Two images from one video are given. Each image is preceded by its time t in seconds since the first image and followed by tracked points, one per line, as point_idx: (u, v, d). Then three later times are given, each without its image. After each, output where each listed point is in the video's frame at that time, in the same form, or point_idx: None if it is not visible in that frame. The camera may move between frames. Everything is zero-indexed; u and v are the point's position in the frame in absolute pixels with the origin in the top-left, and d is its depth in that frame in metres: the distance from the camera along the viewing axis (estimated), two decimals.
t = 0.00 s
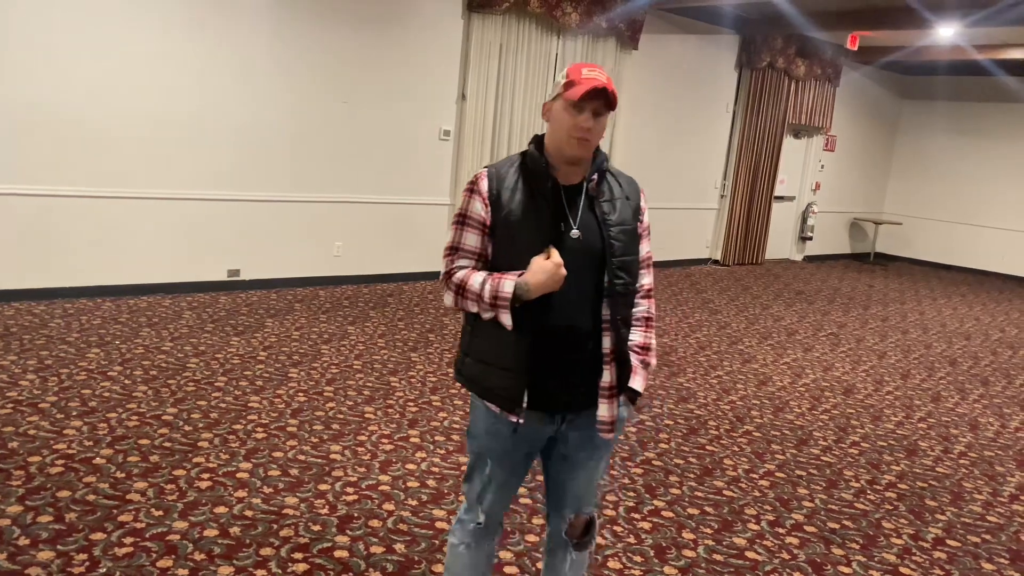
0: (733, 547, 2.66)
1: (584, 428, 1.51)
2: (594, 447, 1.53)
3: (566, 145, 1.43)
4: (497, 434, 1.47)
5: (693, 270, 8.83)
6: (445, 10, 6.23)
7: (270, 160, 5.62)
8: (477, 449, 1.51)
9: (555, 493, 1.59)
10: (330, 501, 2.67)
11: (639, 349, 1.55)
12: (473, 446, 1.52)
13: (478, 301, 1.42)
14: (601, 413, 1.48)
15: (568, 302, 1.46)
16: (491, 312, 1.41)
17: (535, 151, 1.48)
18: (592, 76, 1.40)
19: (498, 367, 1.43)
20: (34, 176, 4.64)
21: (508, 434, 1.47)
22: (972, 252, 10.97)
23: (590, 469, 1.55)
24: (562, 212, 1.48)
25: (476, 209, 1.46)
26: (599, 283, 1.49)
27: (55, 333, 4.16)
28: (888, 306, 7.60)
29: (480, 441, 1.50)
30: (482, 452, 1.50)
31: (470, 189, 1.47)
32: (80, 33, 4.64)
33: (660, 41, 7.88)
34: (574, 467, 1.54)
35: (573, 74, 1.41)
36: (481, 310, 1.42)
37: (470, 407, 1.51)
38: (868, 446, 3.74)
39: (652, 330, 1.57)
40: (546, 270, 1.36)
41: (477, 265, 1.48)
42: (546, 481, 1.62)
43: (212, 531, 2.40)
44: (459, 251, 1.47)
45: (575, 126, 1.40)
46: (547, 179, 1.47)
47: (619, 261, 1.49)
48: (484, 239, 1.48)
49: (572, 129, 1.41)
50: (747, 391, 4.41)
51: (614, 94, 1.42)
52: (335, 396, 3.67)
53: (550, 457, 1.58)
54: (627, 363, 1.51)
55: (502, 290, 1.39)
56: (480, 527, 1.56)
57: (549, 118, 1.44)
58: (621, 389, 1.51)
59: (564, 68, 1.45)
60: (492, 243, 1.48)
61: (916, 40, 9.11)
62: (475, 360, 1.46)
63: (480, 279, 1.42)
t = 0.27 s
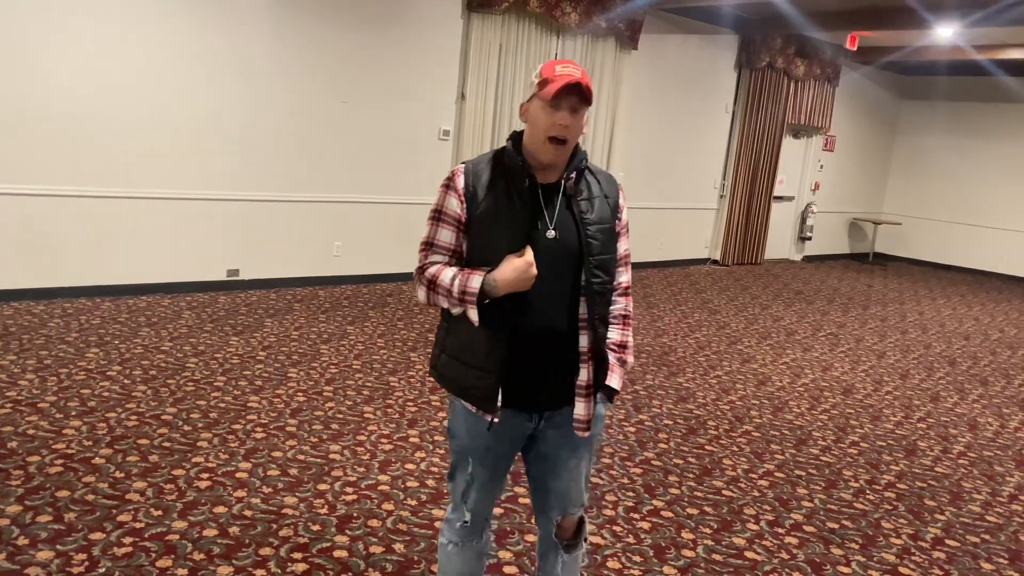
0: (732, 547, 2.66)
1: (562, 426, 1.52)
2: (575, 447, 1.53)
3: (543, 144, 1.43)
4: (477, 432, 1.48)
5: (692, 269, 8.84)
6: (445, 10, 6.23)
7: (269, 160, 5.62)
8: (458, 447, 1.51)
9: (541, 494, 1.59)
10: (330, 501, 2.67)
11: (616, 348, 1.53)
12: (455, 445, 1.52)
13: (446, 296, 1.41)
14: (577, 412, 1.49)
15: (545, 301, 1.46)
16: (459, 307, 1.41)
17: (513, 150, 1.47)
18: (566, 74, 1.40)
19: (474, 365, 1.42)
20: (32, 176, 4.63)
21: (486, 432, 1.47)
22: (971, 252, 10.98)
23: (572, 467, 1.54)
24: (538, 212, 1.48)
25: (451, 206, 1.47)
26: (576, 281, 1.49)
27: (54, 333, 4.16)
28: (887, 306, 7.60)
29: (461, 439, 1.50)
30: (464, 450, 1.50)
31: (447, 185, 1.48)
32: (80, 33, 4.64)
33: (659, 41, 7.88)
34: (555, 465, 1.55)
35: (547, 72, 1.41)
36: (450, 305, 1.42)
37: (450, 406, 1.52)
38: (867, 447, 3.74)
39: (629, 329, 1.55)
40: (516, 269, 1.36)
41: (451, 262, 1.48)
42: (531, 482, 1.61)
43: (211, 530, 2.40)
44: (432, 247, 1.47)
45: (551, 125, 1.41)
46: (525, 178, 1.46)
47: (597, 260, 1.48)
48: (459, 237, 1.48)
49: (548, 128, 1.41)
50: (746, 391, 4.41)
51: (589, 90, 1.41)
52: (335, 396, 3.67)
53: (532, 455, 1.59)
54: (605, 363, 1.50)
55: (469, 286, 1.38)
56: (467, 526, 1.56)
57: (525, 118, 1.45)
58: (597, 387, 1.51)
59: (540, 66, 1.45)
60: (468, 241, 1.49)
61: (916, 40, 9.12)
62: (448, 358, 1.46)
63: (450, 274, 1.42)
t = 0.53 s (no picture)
0: (731, 547, 2.66)
1: (545, 424, 1.52)
2: (565, 445, 1.53)
3: (516, 150, 1.43)
4: (459, 428, 1.48)
5: (691, 269, 8.84)
6: (445, 11, 6.23)
7: (268, 160, 5.61)
8: (442, 443, 1.52)
9: (531, 493, 1.59)
10: (330, 501, 2.67)
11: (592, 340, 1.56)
12: (438, 442, 1.53)
13: (463, 287, 1.39)
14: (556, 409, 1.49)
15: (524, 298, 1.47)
16: (479, 293, 1.39)
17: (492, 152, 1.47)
18: (529, 76, 1.40)
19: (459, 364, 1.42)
20: (31, 176, 4.63)
21: (468, 428, 1.48)
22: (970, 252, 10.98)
23: (558, 465, 1.54)
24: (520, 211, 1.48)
25: (445, 203, 1.45)
26: (558, 279, 1.51)
27: (54, 333, 4.16)
28: (887, 306, 7.61)
29: (444, 435, 1.51)
30: (447, 446, 1.51)
31: (436, 182, 1.45)
32: (79, 33, 4.64)
33: (659, 41, 7.88)
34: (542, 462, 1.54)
35: (510, 77, 1.41)
36: (467, 294, 1.40)
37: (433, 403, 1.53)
38: (867, 446, 3.75)
39: (606, 322, 1.58)
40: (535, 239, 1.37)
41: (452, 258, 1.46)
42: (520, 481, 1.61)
43: (211, 530, 2.40)
44: (432, 245, 1.45)
45: (520, 129, 1.41)
46: (508, 177, 1.47)
47: (578, 259, 1.49)
48: (456, 233, 1.46)
49: (517, 132, 1.41)
50: (746, 391, 4.42)
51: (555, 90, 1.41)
52: (335, 396, 3.67)
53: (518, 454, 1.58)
54: (588, 359, 1.51)
55: (489, 268, 1.37)
56: (455, 522, 1.56)
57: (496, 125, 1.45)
58: (580, 383, 1.51)
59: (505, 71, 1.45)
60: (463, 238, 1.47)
61: (916, 39, 9.11)
62: (434, 358, 1.45)
63: (462, 264, 1.40)
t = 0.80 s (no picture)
0: (731, 546, 2.66)
1: (533, 421, 1.52)
2: (553, 441, 1.53)
3: (492, 146, 1.44)
4: (448, 428, 1.49)
5: (691, 269, 8.84)
6: (445, 11, 6.23)
7: (267, 160, 5.61)
8: (432, 442, 1.52)
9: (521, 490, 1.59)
10: (330, 501, 2.67)
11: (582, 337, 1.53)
12: (429, 441, 1.53)
13: (440, 288, 1.40)
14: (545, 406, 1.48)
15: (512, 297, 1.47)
16: (455, 293, 1.39)
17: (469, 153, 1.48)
18: (499, 70, 1.41)
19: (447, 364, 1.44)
20: (30, 176, 4.63)
21: (458, 428, 1.48)
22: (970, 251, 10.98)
23: (548, 462, 1.54)
24: (498, 210, 1.48)
25: (423, 208, 1.47)
26: (543, 277, 1.50)
27: (54, 333, 4.16)
28: (887, 305, 7.60)
29: (434, 434, 1.51)
30: (437, 445, 1.51)
31: (414, 187, 1.47)
32: (79, 33, 4.64)
33: (658, 40, 7.88)
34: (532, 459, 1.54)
35: (482, 74, 1.43)
36: (444, 295, 1.40)
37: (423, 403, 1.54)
38: (867, 446, 3.74)
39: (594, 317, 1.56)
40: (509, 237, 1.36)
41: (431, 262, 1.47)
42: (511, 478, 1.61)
43: (211, 530, 2.40)
44: (412, 250, 1.47)
45: (494, 124, 1.41)
46: (486, 177, 1.47)
47: (562, 256, 1.48)
48: (435, 237, 1.48)
49: (492, 126, 1.42)
50: (746, 391, 4.42)
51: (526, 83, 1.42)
52: (335, 396, 3.67)
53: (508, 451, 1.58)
54: (575, 354, 1.51)
55: (462, 268, 1.36)
56: (449, 520, 1.56)
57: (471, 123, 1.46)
58: (568, 379, 1.51)
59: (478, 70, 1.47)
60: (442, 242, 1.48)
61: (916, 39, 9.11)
62: (422, 360, 1.47)
63: (437, 266, 1.40)
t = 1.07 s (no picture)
0: (732, 546, 2.66)
1: (525, 421, 1.50)
2: (544, 442, 1.50)
3: (481, 143, 1.43)
4: (445, 428, 1.49)
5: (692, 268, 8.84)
6: (445, 11, 6.23)
7: (266, 160, 5.61)
8: (429, 443, 1.53)
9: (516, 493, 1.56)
10: (331, 501, 2.67)
11: (579, 337, 1.49)
12: (427, 442, 1.54)
13: (428, 284, 1.42)
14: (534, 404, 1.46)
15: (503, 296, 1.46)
16: (443, 290, 1.41)
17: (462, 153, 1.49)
18: (488, 68, 1.42)
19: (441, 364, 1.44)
20: (31, 177, 4.63)
21: (453, 428, 1.48)
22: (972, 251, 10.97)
23: (540, 465, 1.51)
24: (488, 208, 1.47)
25: (415, 208, 1.50)
26: (534, 274, 1.48)
27: (56, 333, 4.16)
28: (888, 304, 7.60)
29: (431, 434, 1.52)
30: (434, 446, 1.52)
31: (407, 188, 1.50)
32: (80, 34, 4.64)
33: (659, 40, 7.88)
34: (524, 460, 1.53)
35: (471, 72, 1.44)
36: (433, 292, 1.42)
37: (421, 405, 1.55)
38: (868, 445, 3.74)
39: (594, 319, 1.50)
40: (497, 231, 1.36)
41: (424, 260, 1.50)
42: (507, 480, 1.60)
43: (212, 531, 2.40)
44: (404, 249, 1.50)
45: (483, 120, 1.41)
46: (476, 176, 1.48)
47: (552, 252, 1.45)
48: (427, 237, 1.51)
49: (480, 123, 1.41)
50: (747, 390, 4.41)
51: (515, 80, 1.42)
52: (336, 396, 3.67)
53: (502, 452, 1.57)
54: (563, 353, 1.47)
55: (450, 263, 1.39)
56: (447, 522, 1.56)
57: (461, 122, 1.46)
58: (557, 379, 1.47)
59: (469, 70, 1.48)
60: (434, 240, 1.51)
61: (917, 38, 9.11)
62: (418, 360, 1.48)
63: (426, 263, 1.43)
